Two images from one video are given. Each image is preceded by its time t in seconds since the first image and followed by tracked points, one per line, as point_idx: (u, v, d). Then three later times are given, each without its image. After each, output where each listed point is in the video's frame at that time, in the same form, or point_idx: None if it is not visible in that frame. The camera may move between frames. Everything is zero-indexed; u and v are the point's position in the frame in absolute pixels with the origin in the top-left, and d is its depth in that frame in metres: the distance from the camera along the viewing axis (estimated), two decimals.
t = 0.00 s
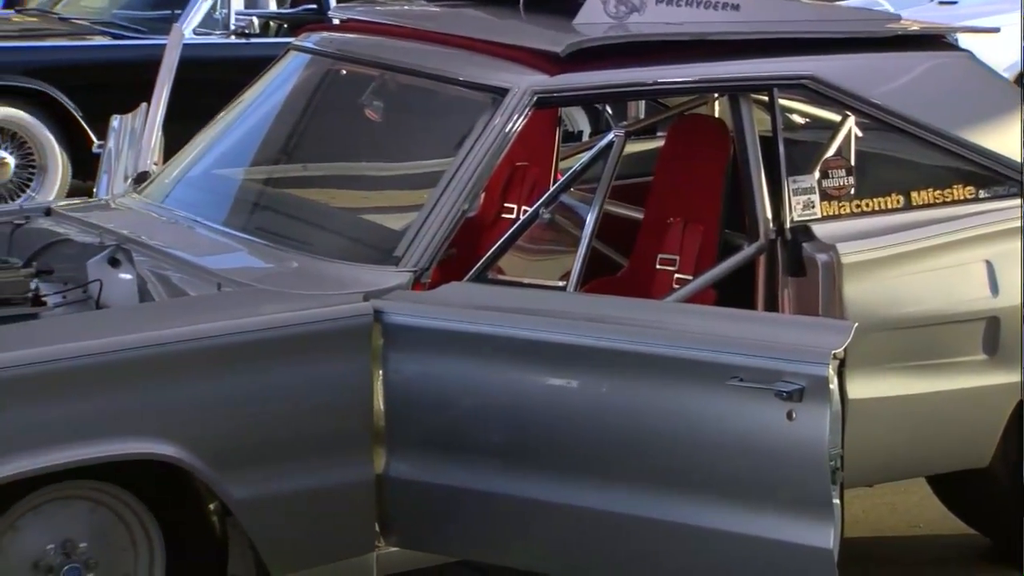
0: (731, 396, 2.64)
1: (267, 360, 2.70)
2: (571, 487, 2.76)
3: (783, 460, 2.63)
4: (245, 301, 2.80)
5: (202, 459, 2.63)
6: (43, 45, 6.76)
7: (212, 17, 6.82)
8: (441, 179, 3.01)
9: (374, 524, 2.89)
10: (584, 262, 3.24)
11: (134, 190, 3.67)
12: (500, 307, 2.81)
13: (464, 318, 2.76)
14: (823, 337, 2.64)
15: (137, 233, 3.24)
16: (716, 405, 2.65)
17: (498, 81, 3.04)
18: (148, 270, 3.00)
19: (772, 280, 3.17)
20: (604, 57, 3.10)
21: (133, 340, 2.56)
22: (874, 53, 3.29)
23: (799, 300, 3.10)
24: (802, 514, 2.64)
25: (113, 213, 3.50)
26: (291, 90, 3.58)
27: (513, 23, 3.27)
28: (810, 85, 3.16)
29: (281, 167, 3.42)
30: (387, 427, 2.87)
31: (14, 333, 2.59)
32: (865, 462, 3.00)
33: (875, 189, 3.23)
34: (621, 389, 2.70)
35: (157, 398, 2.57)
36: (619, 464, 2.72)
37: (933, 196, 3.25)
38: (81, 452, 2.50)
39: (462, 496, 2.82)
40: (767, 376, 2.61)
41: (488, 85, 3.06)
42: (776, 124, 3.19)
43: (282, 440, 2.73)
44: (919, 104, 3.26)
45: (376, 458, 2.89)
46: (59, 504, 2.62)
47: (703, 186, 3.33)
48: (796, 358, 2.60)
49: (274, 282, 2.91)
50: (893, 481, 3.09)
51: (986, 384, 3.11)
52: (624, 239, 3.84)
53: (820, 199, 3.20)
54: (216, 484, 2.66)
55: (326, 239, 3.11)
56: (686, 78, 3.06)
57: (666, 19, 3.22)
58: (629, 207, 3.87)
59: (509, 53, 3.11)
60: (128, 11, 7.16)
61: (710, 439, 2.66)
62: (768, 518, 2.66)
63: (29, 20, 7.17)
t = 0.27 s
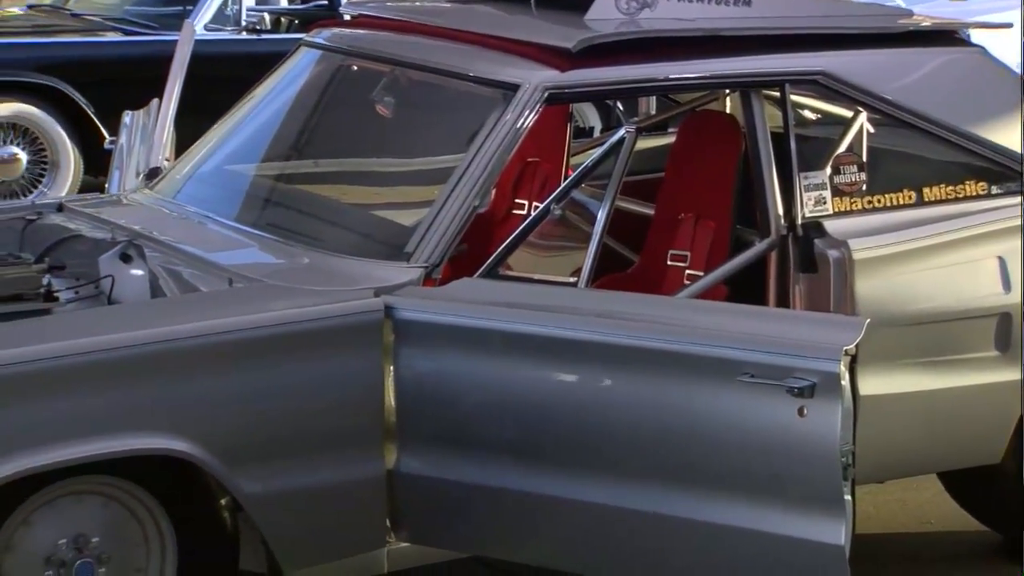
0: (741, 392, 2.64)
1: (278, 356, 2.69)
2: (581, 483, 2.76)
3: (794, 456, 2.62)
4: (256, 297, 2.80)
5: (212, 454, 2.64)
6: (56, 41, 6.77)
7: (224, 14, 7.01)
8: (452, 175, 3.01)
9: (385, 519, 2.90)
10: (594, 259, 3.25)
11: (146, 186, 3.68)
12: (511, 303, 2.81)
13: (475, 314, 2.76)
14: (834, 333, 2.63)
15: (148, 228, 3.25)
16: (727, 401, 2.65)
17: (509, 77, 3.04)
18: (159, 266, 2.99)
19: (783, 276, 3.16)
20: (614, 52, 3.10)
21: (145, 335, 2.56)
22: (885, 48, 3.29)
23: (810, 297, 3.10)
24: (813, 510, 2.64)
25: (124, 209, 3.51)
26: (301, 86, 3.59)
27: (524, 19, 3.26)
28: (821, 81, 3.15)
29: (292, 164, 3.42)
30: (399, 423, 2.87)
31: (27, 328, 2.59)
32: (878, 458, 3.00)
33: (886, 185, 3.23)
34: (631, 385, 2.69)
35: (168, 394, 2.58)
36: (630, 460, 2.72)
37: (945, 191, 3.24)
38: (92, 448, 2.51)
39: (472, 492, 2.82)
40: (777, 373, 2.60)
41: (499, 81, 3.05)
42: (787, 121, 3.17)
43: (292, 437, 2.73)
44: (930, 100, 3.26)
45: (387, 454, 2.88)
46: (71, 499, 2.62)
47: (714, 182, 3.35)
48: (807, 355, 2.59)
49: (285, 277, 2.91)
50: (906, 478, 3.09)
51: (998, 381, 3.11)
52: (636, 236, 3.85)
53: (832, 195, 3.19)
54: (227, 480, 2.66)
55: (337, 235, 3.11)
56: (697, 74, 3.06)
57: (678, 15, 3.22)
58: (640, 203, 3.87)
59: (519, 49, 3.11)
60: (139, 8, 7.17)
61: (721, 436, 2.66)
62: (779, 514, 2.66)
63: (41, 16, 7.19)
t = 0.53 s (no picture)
0: (754, 387, 2.63)
1: (290, 350, 2.70)
2: (594, 478, 2.76)
3: (807, 451, 2.62)
4: (268, 291, 2.81)
5: (224, 448, 2.64)
6: (70, 36, 6.79)
7: (236, 9, 7.11)
8: (464, 170, 3.01)
9: (396, 514, 2.89)
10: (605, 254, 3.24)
11: (159, 180, 3.68)
12: (523, 298, 2.81)
13: (487, 308, 2.76)
14: (845, 328, 2.64)
15: (160, 223, 3.25)
16: (739, 396, 2.64)
17: (521, 71, 3.04)
18: (171, 260, 3.00)
19: (795, 271, 3.15)
20: (626, 47, 3.09)
21: (158, 330, 2.57)
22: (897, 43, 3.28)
23: (822, 292, 3.08)
24: (826, 506, 2.63)
25: (137, 204, 3.51)
26: (313, 81, 3.59)
27: (536, 13, 3.26)
28: (834, 75, 3.15)
29: (304, 158, 3.42)
30: (411, 418, 2.87)
31: (41, 322, 2.60)
32: (891, 453, 3.00)
33: (899, 180, 3.22)
34: (643, 380, 2.69)
35: (181, 387, 2.58)
36: (642, 455, 2.72)
37: (958, 185, 3.25)
38: (105, 442, 2.51)
39: (484, 487, 2.82)
40: (789, 368, 2.60)
41: (511, 75, 3.06)
42: (799, 115, 3.15)
43: (305, 431, 2.73)
44: (943, 94, 3.26)
45: (398, 448, 2.88)
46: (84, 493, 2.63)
47: (726, 177, 3.35)
48: (819, 349, 2.59)
49: (297, 271, 2.92)
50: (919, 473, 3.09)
51: (1010, 376, 3.12)
52: (647, 232, 3.84)
53: (844, 190, 3.18)
54: (239, 474, 2.67)
55: (349, 229, 3.11)
56: (709, 69, 3.06)
57: (690, 10, 3.22)
58: (650, 198, 3.87)
59: (531, 43, 3.11)
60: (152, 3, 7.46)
61: (733, 431, 2.65)
62: (791, 510, 2.66)
63: (55, 11, 7.21)
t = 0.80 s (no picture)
0: (768, 383, 2.63)
1: (305, 346, 2.70)
2: (607, 474, 2.76)
3: (820, 447, 2.62)
4: (282, 286, 2.81)
5: (238, 444, 2.64)
6: (84, 31, 6.81)
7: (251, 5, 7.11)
8: (478, 165, 3.01)
9: (409, 510, 2.89)
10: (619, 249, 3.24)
11: (173, 176, 3.69)
12: (536, 294, 2.80)
13: (500, 304, 2.75)
14: (859, 324, 2.63)
15: (174, 218, 3.26)
16: (753, 392, 2.64)
17: (534, 67, 3.04)
18: (185, 256, 3.01)
19: (808, 267, 3.15)
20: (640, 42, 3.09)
21: (172, 325, 2.57)
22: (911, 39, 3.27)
23: (836, 288, 3.08)
24: (839, 502, 2.63)
25: (151, 199, 3.52)
26: (326, 78, 3.59)
27: (550, 9, 3.26)
28: (849, 70, 3.15)
29: (316, 154, 3.42)
30: (424, 414, 2.86)
31: (57, 316, 2.61)
32: (905, 449, 2.99)
33: (912, 176, 3.22)
34: (656, 376, 2.68)
35: (196, 382, 2.59)
36: (656, 451, 2.71)
37: (973, 182, 3.25)
38: (119, 437, 2.52)
39: (497, 483, 2.82)
40: (803, 364, 2.60)
41: (524, 71, 3.06)
42: (813, 111, 3.15)
43: (318, 426, 2.73)
44: (957, 90, 3.25)
45: (411, 443, 2.88)
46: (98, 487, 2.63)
47: (739, 173, 3.35)
48: (833, 346, 2.58)
49: (312, 267, 2.92)
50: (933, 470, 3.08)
51: None
52: (661, 227, 3.84)
53: (858, 185, 3.19)
54: (253, 469, 2.67)
55: (362, 225, 3.11)
56: (723, 65, 3.05)
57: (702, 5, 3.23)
58: (664, 194, 3.87)
59: (545, 39, 3.11)
60: None
61: (747, 427, 2.65)
62: (805, 506, 2.65)
63: (69, 6, 7.22)
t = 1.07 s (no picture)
0: (780, 380, 2.62)
1: (318, 342, 2.70)
2: (619, 471, 2.76)
3: (833, 444, 2.61)
4: (296, 283, 2.81)
5: (251, 440, 2.65)
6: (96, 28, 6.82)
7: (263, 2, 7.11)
8: (491, 161, 3.01)
9: (421, 506, 2.89)
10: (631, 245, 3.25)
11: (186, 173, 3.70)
12: (549, 291, 2.80)
13: (512, 301, 2.75)
14: (873, 321, 2.63)
15: (187, 215, 3.27)
16: (766, 389, 2.63)
17: (547, 64, 3.04)
18: (197, 252, 3.01)
19: (821, 264, 3.15)
20: (652, 39, 3.09)
21: (186, 321, 2.57)
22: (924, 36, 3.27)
23: (849, 285, 3.08)
24: (852, 499, 2.62)
25: (163, 196, 3.53)
26: (338, 76, 3.59)
27: (562, 6, 3.26)
28: (861, 67, 3.14)
29: (328, 151, 3.42)
30: (436, 410, 2.86)
31: (72, 312, 2.61)
32: (918, 446, 2.99)
33: (926, 173, 3.21)
34: (669, 373, 2.68)
35: (209, 378, 2.59)
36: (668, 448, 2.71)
37: (987, 178, 3.22)
38: (132, 433, 2.52)
39: (509, 479, 2.82)
40: (816, 361, 2.59)
41: (537, 68, 3.06)
42: (826, 107, 3.17)
43: (331, 423, 2.73)
44: (970, 85, 3.25)
45: (424, 440, 2.88)
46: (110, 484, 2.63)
47: (752, 170, 3.35)
48: (846, 343, 2.58)
49: (324, 264, 2.92)
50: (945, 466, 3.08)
51: None
52: (674, 224, 3.84)
53: (871, 182, 3.19)
54: (265, 465, 2.67)
55: (374, 222, 3.11)
56: (735, 61, 3.04)
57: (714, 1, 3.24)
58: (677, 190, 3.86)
59: (558, 36, 3.11)
60: None
61: (759, 424, 2.65)
62: (817, 503, 2.65)
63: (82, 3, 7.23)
